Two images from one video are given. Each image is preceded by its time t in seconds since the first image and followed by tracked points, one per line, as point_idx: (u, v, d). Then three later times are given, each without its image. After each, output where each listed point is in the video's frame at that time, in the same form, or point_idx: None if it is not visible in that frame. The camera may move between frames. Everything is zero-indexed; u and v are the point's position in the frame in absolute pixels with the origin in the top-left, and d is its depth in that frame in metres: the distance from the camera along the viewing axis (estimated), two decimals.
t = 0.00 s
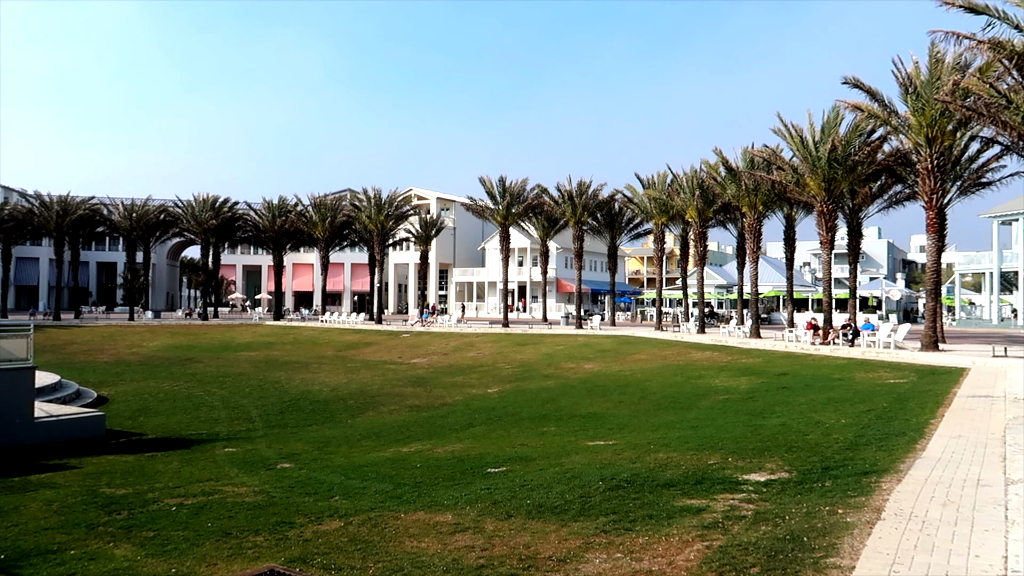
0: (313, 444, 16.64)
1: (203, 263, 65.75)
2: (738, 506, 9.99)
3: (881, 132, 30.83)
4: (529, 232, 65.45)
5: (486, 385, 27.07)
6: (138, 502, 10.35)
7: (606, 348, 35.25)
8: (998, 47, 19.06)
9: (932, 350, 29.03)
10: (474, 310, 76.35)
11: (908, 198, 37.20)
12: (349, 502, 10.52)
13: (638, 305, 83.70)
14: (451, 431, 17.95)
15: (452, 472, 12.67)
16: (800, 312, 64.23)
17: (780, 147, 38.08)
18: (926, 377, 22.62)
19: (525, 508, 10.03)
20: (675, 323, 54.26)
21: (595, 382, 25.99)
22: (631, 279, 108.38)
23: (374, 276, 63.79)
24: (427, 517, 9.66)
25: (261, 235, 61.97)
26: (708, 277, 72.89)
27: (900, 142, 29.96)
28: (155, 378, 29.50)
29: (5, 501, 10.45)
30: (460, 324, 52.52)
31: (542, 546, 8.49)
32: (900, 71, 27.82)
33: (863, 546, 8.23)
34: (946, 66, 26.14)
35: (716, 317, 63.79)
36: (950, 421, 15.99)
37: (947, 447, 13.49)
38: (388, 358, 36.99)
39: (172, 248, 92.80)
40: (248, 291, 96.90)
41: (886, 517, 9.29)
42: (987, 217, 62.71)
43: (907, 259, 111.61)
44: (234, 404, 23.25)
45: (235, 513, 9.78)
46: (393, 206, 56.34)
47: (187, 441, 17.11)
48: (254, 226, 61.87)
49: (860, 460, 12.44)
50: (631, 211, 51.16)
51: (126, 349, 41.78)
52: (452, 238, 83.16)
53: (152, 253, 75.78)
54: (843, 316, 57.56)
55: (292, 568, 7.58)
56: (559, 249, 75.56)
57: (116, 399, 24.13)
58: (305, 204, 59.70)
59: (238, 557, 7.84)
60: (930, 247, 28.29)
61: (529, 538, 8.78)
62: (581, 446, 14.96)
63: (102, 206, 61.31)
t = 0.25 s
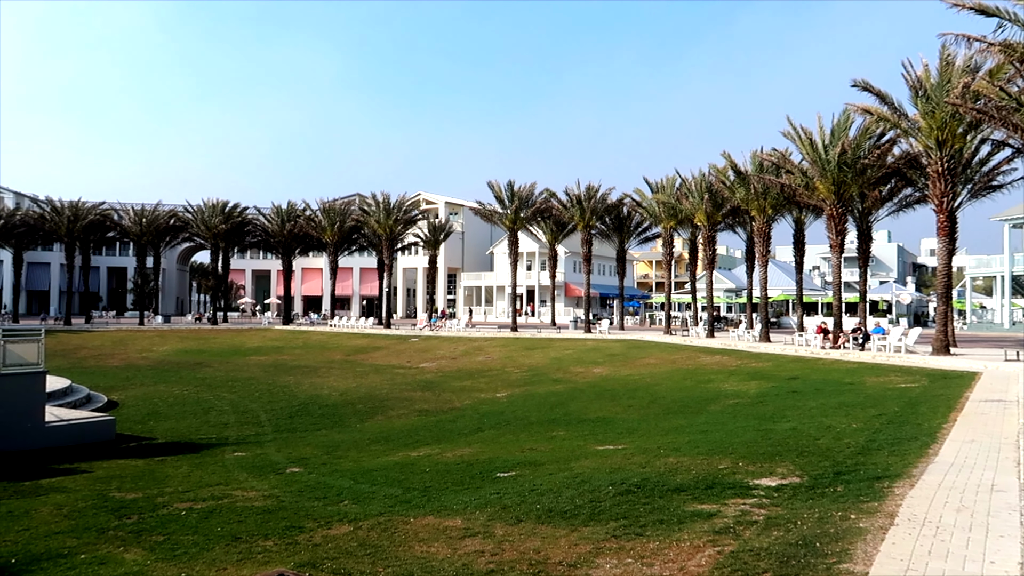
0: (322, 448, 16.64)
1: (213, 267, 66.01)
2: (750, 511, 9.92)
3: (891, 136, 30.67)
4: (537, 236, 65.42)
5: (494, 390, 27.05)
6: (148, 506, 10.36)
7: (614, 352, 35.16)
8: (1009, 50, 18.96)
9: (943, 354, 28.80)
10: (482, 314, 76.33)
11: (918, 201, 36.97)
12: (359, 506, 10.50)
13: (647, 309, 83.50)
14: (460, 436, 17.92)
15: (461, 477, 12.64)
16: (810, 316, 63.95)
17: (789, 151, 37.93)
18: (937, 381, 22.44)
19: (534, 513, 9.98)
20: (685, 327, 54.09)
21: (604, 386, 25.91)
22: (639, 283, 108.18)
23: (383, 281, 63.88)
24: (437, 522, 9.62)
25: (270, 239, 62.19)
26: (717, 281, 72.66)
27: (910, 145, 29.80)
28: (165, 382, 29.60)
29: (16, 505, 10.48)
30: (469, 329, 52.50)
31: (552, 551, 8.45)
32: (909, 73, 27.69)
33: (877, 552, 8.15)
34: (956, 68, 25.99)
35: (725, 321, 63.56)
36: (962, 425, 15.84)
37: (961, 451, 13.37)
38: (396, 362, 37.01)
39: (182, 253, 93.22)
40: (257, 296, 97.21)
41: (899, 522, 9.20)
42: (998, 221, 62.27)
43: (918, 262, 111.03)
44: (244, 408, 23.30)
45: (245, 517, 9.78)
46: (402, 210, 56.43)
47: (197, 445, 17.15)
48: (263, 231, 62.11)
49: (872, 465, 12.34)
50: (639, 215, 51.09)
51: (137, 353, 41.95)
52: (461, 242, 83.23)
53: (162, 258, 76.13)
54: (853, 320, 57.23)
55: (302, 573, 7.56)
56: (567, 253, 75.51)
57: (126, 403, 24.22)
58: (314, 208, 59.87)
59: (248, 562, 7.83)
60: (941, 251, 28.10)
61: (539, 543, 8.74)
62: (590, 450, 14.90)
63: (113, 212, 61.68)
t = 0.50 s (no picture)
0: (335, 448, 16.67)
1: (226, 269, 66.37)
2: (765, 513, 9.83)
3: (906, 135, 30.40)
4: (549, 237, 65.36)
5: (507, 391, 27.03)
6: (163, 506, 10.41)
7: (627, 353, 35.05)
8: None
9: (960, 355, 28.49)
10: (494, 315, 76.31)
11: (934, 201, 36.62)
12: (372, 507, 10.50)
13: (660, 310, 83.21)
14: (473, 436, 17.91)
15: (474, 477, 12.62)
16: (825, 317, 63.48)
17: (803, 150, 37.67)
18: (954, 382, 22.19)
19: (548, 514, 9.95)
20: (698, 328, 53.82)
21: (617, 387, 25.83)
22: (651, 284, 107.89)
23: (395, 282, 64.00)
24: (450, 523, 9.61)
25: (283, 241, 62.47)
26: (730, 282, 72.31)
27: (925, 144, 29.53)
28: (179, 383, 29.75)
29: (34, 504, 10.55)
30: (481, 330, 52.48)
31: (566, 552, 8.41)
32: (924, 72, 27.44)
33: (895, 555, 8.05)
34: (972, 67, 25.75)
35: (738, 321, 63.23)
36: (980, 427, 15.65)
37: (979, 453, 13.20)
38: (409, 363, 37.05)
39: (196, 254, 93.81)
40: (271, 297, 97.67)
41: (917, 524, 9.09)
42: (1016, 220, 61.60)
43: (932, 263, 110.09)
44: (257, 409, 23.40)
45: (259, 518, 9.79)
46: (414, 212, 56.53)
47: (211, 445, 17.23)
48: (276, 232, 62.39)
49: (889, 467, 12.20)
50: (652, 216, 50.93)
51: (151, 354, 42.23)
52: (473, 243, 83.32)
53: (177, 259, 76.66)
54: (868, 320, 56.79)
55: (316, 572, 7.57)
56: (579, 254, 75.39)
57: (141, 404, 24.38)
58: (327, 210, 60.08)
59: (262, 562, 7.83)
60: (957, 251, 27.82)
61: (552, 544, 8.70)
62: (603, 451, 14.83)
63: (128, 214, 62.18)
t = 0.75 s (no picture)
0: (349, 448, 16.71)
1: (241, 269, 66.72)
2: (781, 513, 9.75)
3: (923, 132, 30.09)
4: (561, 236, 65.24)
5: (520, 390, 27.00)
6: (178, 504, 10.46)
7: (641, 352, 34.93)
8: None
9: (977, 355, 28.17)
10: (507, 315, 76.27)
11: (951, 199, 36.22)
12: (386, 506, 10.50)
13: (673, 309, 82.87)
14: (486, 436, 17.89)
15: (488, 477, 12.60)
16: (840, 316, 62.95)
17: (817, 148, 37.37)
18: (972, 382, 21.93)
19: (562, 513, 9.90)
20: (712, 327, 53.52)
21: (631, 387, 25.73)
22: (665, 283, 107.52)
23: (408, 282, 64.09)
24: (465, 522, 9.59)
25: (297, 241, 62.74)
26: (744, 281, 71.89)
27: (942, 142, 29.21)
28: (195, 382, 29.93)
29: (51, 503, 10.64)
30: (494, 329, 52.45)
31: (580, 552, 8.36)
32: (941, 69, 27.15)
33: (914, 556, 7.96)
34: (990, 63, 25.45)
35: (752, 321, 62.88)
36: (999, 427, 15.47)
37: (999, 454, 13.03)
38: (422, 363, 37.09)
39: (211, 254, 94.43)
40: (285, 296, 98.15)
41: (936, 525, 8.98)
42: None
43: (949, 262, 108.95)
44: (272, 408, 23.50)
45: (274, 516, 9.81)
46: (427, 211, 56.59)
47: (226, 445, 17.30)
48: (290, 232, 62.66)
49: (907, 467, 12.06)
50: (665, 214, 50.69)
51: (167, 354, 42.54)
52: (486, 243, 83.32)
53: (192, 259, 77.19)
54: (884, 319, 56.29)
55: (331, 572, 7.57)
56: (592, 253, 75.21)
57: (157, 403, 24.54)
58: (340, 210, 60.27)
59: (277, 560, 7.85)
60: (974, 249, 27.50)
61: (567, 544, 8.65)
62: (617, 451, 14.77)
63: (143, 214, 62.66)
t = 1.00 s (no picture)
0: (363, 446, 16.75)
1: (255, 267, 67.11)
2: (797, 513, 9.67)
3: (940, 129, 29.77)
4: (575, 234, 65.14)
5: (534, 388, 26.98)
6: (194, 501, 10.51)
7: (655, 350, 34.80)
8: None
9: (996, 353, 27.83)
10: (520, 313, 76.22)
11: (969, 196, 35.82)
12: (400, 504, 10.51)
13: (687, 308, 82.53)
14: (500, 434, 17.88)
15: (502, 475, 12.58)
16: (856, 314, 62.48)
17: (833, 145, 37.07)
18: (991, 381, 21.68)
19: (577, 512, 9.88)
20: (726, 325, 53.24)
21: (645, 385, 25.64)
22: (679, 281, 107.15)
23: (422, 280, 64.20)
24: (479, 520, 9.57)
25: (311, 239, 63.02)
26: (759, 279, 71.49)
27: (960, 138, 28.89)
28: (210, 380, 30.12)
29: (69, 499, 10.73)
30: (508, 327, 52.44)
31: (595, 551, 8.32)
32: (959, 65, 26.84)
33: (933, 556, 7.86)
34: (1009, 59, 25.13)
35: (767, 319, 62.54)
36: (1019, 426, 15.26)
37: (1019, 453, 12.85)
38: (436, 361, 37.14)
39: (226, 253, 95.02)
40: (299, 295, 98.64)
41: (956, 526, 8.87)
42: None
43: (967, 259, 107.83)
44: (287, 406, 23.60)
45: (289, 514, 9.84)
46: (441, 210, 56.65)
47: (241, 442, 17.39)
48: (304, 231, 62.97)
49: (926, 466, 11.93)
50: (679, 212, 50.48)
51: (182, 352, 42.86)
52: (499, 241, 83.35)
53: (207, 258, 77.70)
54: (901, 318, 55.82)
55: (345, 569, 7.58)
56: (605, 251, 75.04)
57: (173, 401, 24.71)
58: (354, 209, 60.47)
59: (292, 558, 7.87)
60: (993, 246, 27.17)
61: (581, 543, 8.62)
62: (631, 450, 14.72)
63: (159, 213, 63.14)
